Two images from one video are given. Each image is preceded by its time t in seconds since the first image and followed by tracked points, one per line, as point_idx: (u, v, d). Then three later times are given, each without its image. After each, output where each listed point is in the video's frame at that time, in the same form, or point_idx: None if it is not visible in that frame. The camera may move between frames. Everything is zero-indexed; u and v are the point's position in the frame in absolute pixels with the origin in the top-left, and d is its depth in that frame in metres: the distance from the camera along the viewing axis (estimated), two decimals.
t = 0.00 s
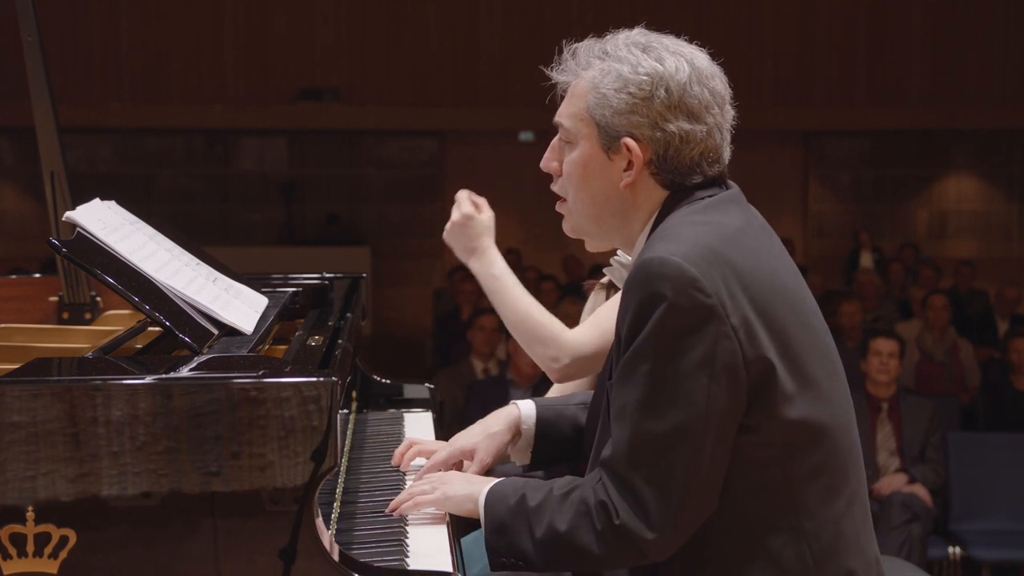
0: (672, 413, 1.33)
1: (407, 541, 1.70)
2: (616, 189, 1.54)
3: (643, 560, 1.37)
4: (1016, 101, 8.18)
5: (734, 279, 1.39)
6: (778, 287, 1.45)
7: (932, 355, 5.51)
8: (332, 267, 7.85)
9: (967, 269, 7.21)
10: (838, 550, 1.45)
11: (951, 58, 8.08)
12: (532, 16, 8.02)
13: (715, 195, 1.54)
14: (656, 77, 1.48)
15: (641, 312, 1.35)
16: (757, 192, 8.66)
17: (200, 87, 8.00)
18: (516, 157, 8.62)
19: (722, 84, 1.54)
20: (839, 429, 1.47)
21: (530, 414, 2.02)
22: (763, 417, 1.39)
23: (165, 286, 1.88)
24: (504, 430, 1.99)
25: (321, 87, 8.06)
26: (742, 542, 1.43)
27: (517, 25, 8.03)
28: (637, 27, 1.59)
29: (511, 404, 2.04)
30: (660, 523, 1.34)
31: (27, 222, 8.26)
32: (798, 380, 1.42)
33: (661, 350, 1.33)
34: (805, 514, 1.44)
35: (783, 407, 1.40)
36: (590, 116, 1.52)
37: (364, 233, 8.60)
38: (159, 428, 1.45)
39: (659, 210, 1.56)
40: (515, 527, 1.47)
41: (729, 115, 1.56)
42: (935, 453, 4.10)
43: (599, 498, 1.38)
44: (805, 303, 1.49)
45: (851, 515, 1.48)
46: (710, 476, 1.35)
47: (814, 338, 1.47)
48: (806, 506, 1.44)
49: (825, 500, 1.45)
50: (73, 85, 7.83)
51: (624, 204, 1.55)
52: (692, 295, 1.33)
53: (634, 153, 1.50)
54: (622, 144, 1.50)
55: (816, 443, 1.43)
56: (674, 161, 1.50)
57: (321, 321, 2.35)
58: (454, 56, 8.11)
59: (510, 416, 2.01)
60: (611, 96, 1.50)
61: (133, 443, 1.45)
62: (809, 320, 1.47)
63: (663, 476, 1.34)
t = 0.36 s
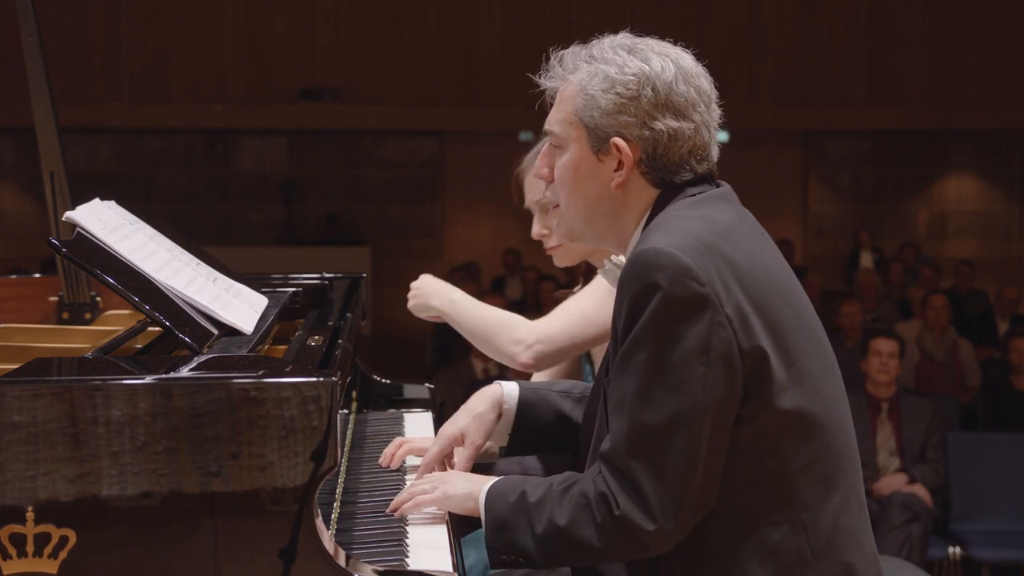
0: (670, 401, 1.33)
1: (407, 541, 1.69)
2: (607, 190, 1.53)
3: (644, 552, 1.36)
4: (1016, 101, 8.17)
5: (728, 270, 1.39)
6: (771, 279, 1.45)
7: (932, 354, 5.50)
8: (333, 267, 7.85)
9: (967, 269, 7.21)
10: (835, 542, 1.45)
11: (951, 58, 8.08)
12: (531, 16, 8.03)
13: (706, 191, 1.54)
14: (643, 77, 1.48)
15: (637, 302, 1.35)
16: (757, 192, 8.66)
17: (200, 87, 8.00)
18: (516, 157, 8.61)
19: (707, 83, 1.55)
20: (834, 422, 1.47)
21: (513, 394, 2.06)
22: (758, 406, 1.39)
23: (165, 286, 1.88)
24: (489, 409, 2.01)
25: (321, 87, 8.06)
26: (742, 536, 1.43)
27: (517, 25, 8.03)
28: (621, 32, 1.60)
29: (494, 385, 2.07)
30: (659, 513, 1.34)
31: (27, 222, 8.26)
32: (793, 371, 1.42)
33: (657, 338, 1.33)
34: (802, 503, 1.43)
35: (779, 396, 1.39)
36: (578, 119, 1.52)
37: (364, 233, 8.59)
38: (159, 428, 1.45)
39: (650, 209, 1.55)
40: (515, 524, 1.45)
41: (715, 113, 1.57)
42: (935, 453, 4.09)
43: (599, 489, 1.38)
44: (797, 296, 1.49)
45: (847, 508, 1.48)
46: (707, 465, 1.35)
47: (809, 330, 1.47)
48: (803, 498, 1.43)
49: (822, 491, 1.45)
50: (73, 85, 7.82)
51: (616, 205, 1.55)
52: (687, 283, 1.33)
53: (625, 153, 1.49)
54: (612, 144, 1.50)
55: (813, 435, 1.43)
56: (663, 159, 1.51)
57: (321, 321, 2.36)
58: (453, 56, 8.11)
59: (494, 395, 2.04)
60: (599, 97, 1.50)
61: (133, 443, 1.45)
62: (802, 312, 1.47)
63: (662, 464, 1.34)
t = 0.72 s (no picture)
0: (666, 388, 1.32)
1: (407, 541, 1.69)
2: (598, 193, 1.53)
3: (640, 542, 1.35)
4: (1016, 101, 8.17)
5: (722, 259, 1.39)
6: (766, 271, 1.45)
7: (932, 355, 5.50)
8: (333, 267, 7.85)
9: (967, 269, 7.21)
10: (832, 533, 1.45)
11: (950, 58, 8.09)
12: (531, 16, 8.03)
13: (694, 188, 1.55)
14: (627, 79, 1.49)
15: (633, 290, 1.35)
16: (757, 192, 8.66)
17: (201, 87, 8.01)
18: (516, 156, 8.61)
19: (688, 83, 1.56)
20: (829, 413, 1.46)
21: (495, 384, 2.00)
22: (754, 396, 1.39)
23: (165, 286, 1.88)
24: (468, 397, 1.95)
25: (321, 87, 8.07)
26: (738, 527, 1.43)
27: (517, 25, 8.04)
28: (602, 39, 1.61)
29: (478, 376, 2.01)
30: (656, 499, 1.33)
31: (27, 222, 8.26)
32: (789, 362, 1.42)
33: (653, 325, 1.33)
34: (798, 493, 1.43)
35: (774, 384, 1.39)
36: (565, 124, 1.52)
37: (364, 233, 8.58)
38: (159, 428, 1.45)
39: (641, 210, 1.55)
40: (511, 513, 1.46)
41: (698, 113, 1.58)
42: (935, 453, 4.09)
43: (596, 474, 1.37)
44: (791, 290, 1.49)
45: (843, 499, 1.47)
46: (704, 453, 1.35)
47: (803, 322, 1.47)
48: (799, 488, 1.43)
49: (817, 483, 1.44)
50: (73, 85, 7.82)
51: (607, 207, 1.54)
52: (681, 271, 1.33)
53: (613, 155, 1.49)
54: (600, 147, 1.50)
55: (809, 425, 1.43)
56: (651, 159, 1.50)
57: (321, 321, 2.36)
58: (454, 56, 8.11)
59: (475, 382, 1.98)
60: (585, 100, 1.50)
61: (133, 443, 1.45)
62: (797, 305, 1.47)
63: (659, 450, 1.33)
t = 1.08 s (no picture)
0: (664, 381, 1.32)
1: (407, 542, 1.70)
2: (589, 200, 1.52)
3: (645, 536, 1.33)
4: (1016, 101, 8.17)
5: (714, 254, 1.39)
6: (758, 267, 1.46)
7: (932, 355, 5.50)
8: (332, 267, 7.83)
9: (967, 269, 7.20)
10: (834, 528, 1.44)
11: (950, 58, 8.09)
12: (531, 16, 8.04)
13: (682, 191, 1.55)
14: (611, 86, 1.50)
15: (629, 287, 1.35)
16: (757, 192, 8.66)
17: (201, 86, 8.00)
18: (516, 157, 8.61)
19: (669, 89, 1.58)
20: (826, 408, 1.46)
21: (488, 421, 1.98)
22: (751, 389, 1.38)
23: (165, 286, 1.88)
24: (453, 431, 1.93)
25: (321, 87, 8.07)
26: (739, 520, 1.42)
27: (517, 25, 8.05)
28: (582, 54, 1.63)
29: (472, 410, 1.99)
30: (661, 493, 1.31)
31: (27, 222, 8.25)
32: (785, 356, 1.42)
33: (650, 320, 1.33)
34: (797, 484, 1.43)
35: (772, 377, 1.39)
36: (553, 135, 1.52)
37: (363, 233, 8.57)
38: (159, 428, 1.45)
39: (633, 216, 1.54)
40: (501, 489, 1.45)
41: (681, 119, 1.59)
42: (935, 453, 4.08)
43: (599, 464, 1.35)
44: (784, 287, 1.50)
45: (844, 494, 1.46)
46: (704, 446, 1.34)
47: (797, 317, 1.47)
48: (797, 481, 1.42)
49: (817, 477, 1.44)
50: (73, 85, 7.81)
51: (599, 214, 1.53)
52: (674, 266, 1.34)
53: (603, 161, 1.49)
54: (589, 153, 1.50)
55: (808, 418, 1.42)
56: (639, 163, 1.51)
57: (321, 321, 2.35)
58: (453, 56, 8.11)
59: (467, 418, 1.96)
60: (571, 108, 1.50)
61: (133, 443, 1.45)
62: (789, 301, 1.48)
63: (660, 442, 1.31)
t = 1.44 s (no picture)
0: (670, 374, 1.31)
1: (407, 542, 1.69)
2: (586, 202, 1.52)
3: (660, 532, 1.32)
4: (1017, 101, 8.16)
5: (714, 248, 1.40)
6: (755, 262, 1.46)
7: (932, 355, 5.50)
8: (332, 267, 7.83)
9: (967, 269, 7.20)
10: (836, 521, 1.43)
11: (950, 58, 8.09)
12: (531, 17, 8.04)
13: (678, 190, 1.54)
14: (604, 89, 1.52)
15: (631, 282, 1.35)
16: (758, 191, 8.66)
17: (201, 86, 8.01)
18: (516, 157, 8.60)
19: (661, 94, 1.59)
20: (826, 401, 1.46)
21: (490, 448, 1.97)
22: (754, 382, 1.38)
23: (164, 285, 1.88)
24: (458, 457, 1.93)
25: (321, 87, 8.07)
26: (741, 515, 1.41)
27: (517, 25, 8.05)
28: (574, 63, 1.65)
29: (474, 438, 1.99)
30: (673, 487, 1.31)
31: (26, 223, 8.25)
32: (785, 348, 1.42)
33: (654, 314, 1.32)
34: (800, 477, 1.42)
35: (773, 369, 1.39)
36: (547, 139, 1.52)
37: (363, 232, 8.56)
38: (159, 428, 1.45)
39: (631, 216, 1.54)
40: (513, 523, 1.43)
41: (674, 123, 1.60)
42: (935, 453, 4.08)
43: (612, 467, 1.34)
44: (780, 280, 1.50)
45: (847, 487, 1.46)
46: (711, 438, 1.33)
47: (794, 311, 1.48)
48: (801, 473, 1.42)
49: (818, 468, 1.43)
50: (73, 85, 7.81)
51: (596, 216, 1.53)
52: (675, 259, 1.34)
53: (598, 161, 1.49)
54: (585, 154, 1.50)
55: (810, 410, 1.42)
56: (635, 162, 1.51)
57: (321, 321, 2.35)
58: (453, 56, 8.11)
59: (469, 448, 1.95)
60: (565, 111, 1.51)
61: (133, 443, 1.45)
62: (785, 294, 1.48)
63: (669, 436, 1.31)
